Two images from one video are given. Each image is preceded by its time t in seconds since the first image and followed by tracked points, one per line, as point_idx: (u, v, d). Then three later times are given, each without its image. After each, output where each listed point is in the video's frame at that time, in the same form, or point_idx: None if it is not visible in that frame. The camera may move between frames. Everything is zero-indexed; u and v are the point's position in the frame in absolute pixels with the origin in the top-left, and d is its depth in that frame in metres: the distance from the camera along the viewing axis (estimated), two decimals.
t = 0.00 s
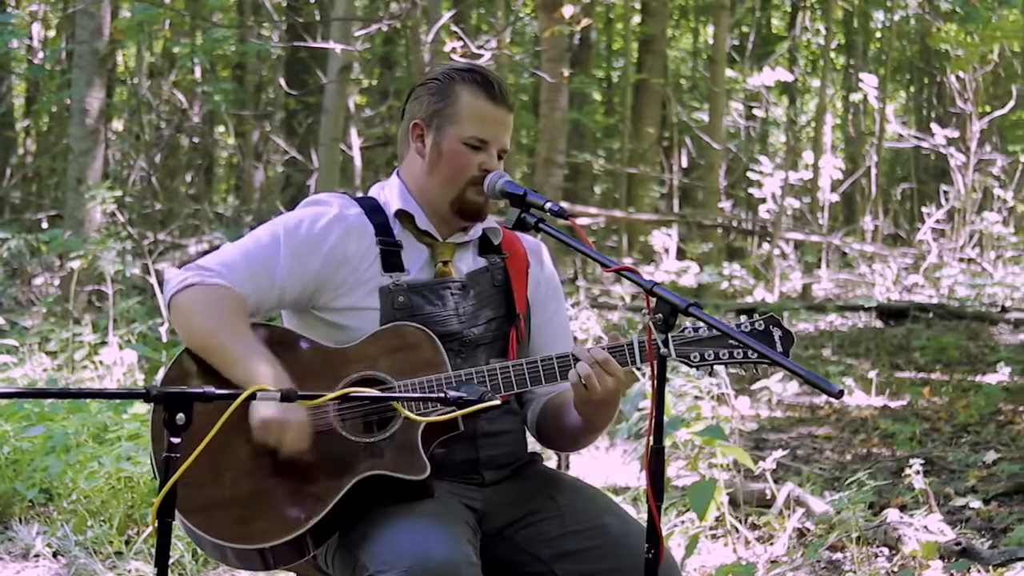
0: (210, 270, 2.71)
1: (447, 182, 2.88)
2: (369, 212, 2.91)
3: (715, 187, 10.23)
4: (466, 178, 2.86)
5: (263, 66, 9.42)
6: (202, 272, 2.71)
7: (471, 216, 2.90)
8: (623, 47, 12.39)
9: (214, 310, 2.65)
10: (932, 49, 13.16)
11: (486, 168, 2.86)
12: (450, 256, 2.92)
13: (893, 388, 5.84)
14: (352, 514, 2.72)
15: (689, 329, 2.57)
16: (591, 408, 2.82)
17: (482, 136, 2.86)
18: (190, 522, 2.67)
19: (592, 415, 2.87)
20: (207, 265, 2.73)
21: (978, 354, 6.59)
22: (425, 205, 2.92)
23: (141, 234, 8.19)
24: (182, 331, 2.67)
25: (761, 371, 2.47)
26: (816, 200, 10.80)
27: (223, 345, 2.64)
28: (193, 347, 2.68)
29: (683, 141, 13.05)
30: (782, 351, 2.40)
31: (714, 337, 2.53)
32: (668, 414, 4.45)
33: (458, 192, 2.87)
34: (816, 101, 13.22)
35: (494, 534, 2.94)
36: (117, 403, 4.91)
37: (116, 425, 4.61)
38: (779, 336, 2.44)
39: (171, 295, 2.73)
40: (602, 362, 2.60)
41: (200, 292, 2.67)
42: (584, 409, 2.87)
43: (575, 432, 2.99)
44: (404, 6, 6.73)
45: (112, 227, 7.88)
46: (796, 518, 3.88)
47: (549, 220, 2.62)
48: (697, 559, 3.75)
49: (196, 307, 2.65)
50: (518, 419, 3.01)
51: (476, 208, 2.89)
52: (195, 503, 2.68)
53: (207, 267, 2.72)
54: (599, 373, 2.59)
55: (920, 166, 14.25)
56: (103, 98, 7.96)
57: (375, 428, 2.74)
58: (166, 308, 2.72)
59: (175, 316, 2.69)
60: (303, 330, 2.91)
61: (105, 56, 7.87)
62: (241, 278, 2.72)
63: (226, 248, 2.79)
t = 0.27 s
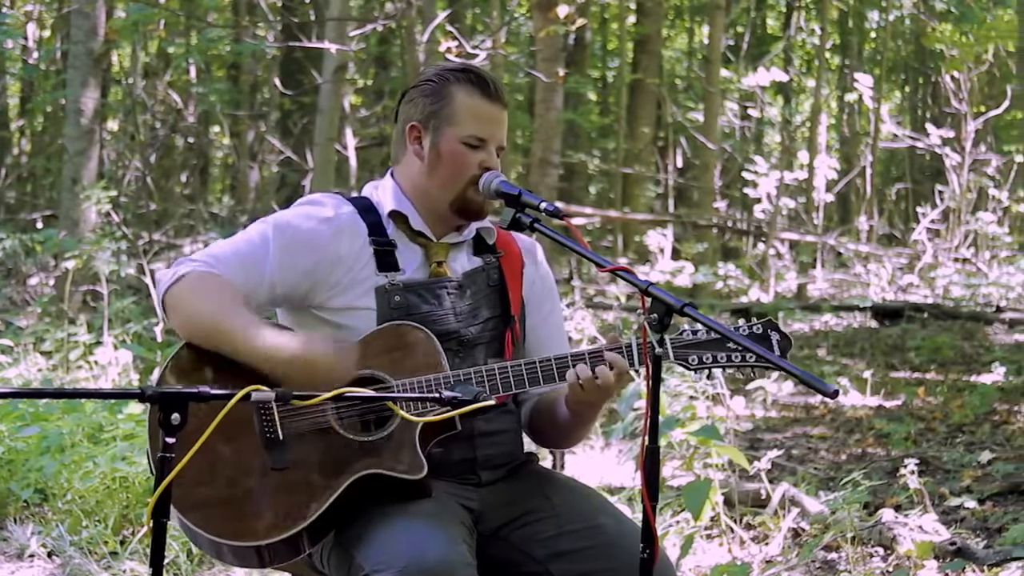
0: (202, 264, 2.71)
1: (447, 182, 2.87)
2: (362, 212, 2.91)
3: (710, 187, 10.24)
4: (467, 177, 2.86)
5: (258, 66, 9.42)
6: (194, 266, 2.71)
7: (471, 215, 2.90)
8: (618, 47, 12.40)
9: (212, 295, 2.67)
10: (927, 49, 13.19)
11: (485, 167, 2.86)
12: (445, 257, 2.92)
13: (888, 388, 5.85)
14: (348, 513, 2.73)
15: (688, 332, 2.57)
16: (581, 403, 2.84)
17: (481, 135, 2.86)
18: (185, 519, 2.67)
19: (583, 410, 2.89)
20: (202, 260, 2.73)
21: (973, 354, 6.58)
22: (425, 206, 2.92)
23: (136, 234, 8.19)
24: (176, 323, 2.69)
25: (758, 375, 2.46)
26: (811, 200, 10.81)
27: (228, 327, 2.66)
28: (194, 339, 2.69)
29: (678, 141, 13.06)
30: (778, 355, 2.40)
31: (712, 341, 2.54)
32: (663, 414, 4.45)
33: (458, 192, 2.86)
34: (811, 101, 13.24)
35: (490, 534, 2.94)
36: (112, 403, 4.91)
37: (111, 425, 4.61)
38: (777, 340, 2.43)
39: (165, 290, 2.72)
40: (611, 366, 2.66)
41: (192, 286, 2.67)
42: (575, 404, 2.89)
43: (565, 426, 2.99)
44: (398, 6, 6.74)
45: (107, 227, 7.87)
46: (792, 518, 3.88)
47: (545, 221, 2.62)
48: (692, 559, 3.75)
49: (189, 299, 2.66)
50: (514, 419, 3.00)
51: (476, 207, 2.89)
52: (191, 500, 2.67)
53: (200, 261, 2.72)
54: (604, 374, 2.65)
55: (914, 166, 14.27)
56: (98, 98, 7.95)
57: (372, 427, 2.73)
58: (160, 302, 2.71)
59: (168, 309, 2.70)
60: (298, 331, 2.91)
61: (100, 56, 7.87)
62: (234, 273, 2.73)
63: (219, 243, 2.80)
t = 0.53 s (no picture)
0: (199, 266, 2.73)
1: (441, 185, 2.87)
2: (357, 212, 2.91)
3: (705, 187, 10.24)
4: (461, 180, 2.85)
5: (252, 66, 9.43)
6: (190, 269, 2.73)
7: (465, 218, 2.90)
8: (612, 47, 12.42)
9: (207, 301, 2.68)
10: (921, 49, 13.22)
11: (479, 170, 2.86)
12: (439, 257, 2.92)
13: (882, 388, 5.85)
14: (343, 514, 2.72)
15: (680, 327, 2.55)
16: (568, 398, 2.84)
17: (476, 139, 2.85)
18: (182, 521, 2.67)
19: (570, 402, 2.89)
20: (197, 261, 2.74)
21: (967, 354, 6.59)
22: (417, 207, 2.92)
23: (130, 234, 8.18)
24: (173, 324, 2.71)
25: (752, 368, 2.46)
26: (805, 200, 10.80)
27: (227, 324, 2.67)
28: (192, 340, 2.70)
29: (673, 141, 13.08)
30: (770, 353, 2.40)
31: (702, 335, 2.52)
32: (658, 414, 4.45)
33: (452, 194, 2.86)
34: (805, 101, 13.26)
35: (485, 534, 2.94)
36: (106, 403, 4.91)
37: (105, 425, 4.61)
38: (769, 333, 2.43)
39: (162, 290, 2.74)
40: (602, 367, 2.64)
41: (187, 288, 2.69)
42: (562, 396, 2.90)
43: (553, 419, 3.00)
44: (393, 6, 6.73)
45: (101, 227, 7.87)
46: (786, 518, 3.88)
47: (539, 221, 2.62)
48: (687, 558, 3.75)
49: (186, 302, 2.67)
50: (507, 418, 3.00)
51: (470, 209, 2.89)
52: (186, 504, 2.68)
53: (196, 264, 2.74)
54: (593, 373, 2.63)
55: (908, 166, 14.31)
56: (92, 98, 7.94)
57: (365, 428, 2.73)
58: (156, 303, 2.74)
59: (166, 311, 2.72)
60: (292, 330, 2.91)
61: (94, 56, 7.87)
62: (229, 275, 2.74)
63: (216, 245, 2.81)
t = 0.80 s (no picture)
0: (196, 272, 2.71)
1: (436, 182, 2.87)
2: (355, 212, 2.91)
3: (701, 187, 10.24)
4: (455, 177, 2.85)
5: (249, 66, 9.43)
6: (188, 275, 2.71)
7: (461, 215, 2.89)
8: (608, 47, 12.44)
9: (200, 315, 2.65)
10: (917, 49, 13.25)
11: (473, 166, 2.86)
12: (437, 257, 2.92)
13: (878, 388, 5.85)
14: (338, 515, 2.72)
15: (673, 326, 2.55)
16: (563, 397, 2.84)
17: (469, 134, 2.85)
18: (176, 522, 2.65)
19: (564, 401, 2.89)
20: (194, 268, 2.72)
21: (963, 354, 6.59)
22: (414, 206, 2.91)
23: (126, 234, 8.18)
24: (168, 333, 2.68)
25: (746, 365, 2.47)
26: (801, 200, 10.80)
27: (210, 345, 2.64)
28: (181, 348, 2.68)
29: (669, 141, 13.09)
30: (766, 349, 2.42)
31: (696, 333, 2.53)
32: (654, 414, 4.44)
33: (447, 192, 2.86)
34: (801, 101, 13.28)
35: (480, 535, 2.93)
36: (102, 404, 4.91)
37: (102, 425, 4.61)
38: (762, 330, 2.45)
39: (158, 298, 2.71)
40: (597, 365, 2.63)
41: (185, 296, 2.67)
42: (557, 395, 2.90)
43: (548, 419, 2.99)
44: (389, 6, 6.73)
45: (97, 227, 7.86)
46: (782, 518, 3.88)
47: (535, 221, 2.62)
48: (683, 558, 3.74)
49: (179, 312, 2.65)
50: (503, 419, 3.00)
51: (466, 206, 2.88)
52: (180, 504, 2.66)
53: (194, 269, 2.72)
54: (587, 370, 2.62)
55: (905, 167, 14.32)
56: (88, 98, 7.94)
57: (361, 429, 2.74)
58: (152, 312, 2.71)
59: (162, 319, 2.69)
60: (292, 332, 2.90)
61: (90, 56, 7.86)
62: (228, 280, 2.72)
63: (214, 248, 2.79)
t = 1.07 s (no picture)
0: (191, 263, 2.69)
1: (432, 178, 2.86)
2: (350, 210, 2.90)
3: (696, 187, 10.24)
4: (451, 173, 2.85)
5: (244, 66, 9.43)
6: (183, 266, 2.69)
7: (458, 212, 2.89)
8: (604, 48, 12.46)
9: (197, 301, 2.63)
10: (913, 49, 13.28)
11: (469, 162, 2.86)
12: (432, 254, 2.92)
13: (874, 388, 5.85)
14: (334, 514, 2.72)
15: (673, 332, 2.55)
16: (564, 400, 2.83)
17: (465, 130, 2.85)
18: (171, 521, 2.62)
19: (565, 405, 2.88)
20: (188, 259, 2.70)
21: (959, 354, 6.60)
22: (410, 204, 2.91)
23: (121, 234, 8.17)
24: (163, 323, 2.64)
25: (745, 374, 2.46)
26: (796, 200, 10.82)
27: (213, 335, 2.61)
28: (178, 339, 2.64)
29: (664, 141, 13.11)
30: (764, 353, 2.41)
31: (696, 341, 2.52)
32: (649, 414, 4.44)
33: (443, 188, 2.85)
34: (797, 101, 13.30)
35: (476, 534, 2.93)
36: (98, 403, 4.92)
37: (97, 425, 4.61)
38: (762, 339, 2.43)
39: (151, 290, 2.69)
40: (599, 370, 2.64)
41: (181, 285, 2.64)
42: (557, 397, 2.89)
43: (547, 420, 2.99)
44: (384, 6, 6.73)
45: (92, 227, 7.86)
46: (778, 518, 3.88)
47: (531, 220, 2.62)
48: (679, 558, 3.74)
49: (177, 301, 2.62)
50: (501, 418, 2.99)
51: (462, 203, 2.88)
52: (176, 501, 2.63)
53: (188, 260, 2.70)
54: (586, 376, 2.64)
55: (900, 167, 14.35)
56: (84, 98, 7.93)
57: (358, 429, 2.73)
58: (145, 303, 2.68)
59: (156, 309, 2.66)
60: (289, 328, 2.90)
61: (86, 56, 7.86)
62: (222, 273, 2.70)
63: (208, 242, 2.77)
